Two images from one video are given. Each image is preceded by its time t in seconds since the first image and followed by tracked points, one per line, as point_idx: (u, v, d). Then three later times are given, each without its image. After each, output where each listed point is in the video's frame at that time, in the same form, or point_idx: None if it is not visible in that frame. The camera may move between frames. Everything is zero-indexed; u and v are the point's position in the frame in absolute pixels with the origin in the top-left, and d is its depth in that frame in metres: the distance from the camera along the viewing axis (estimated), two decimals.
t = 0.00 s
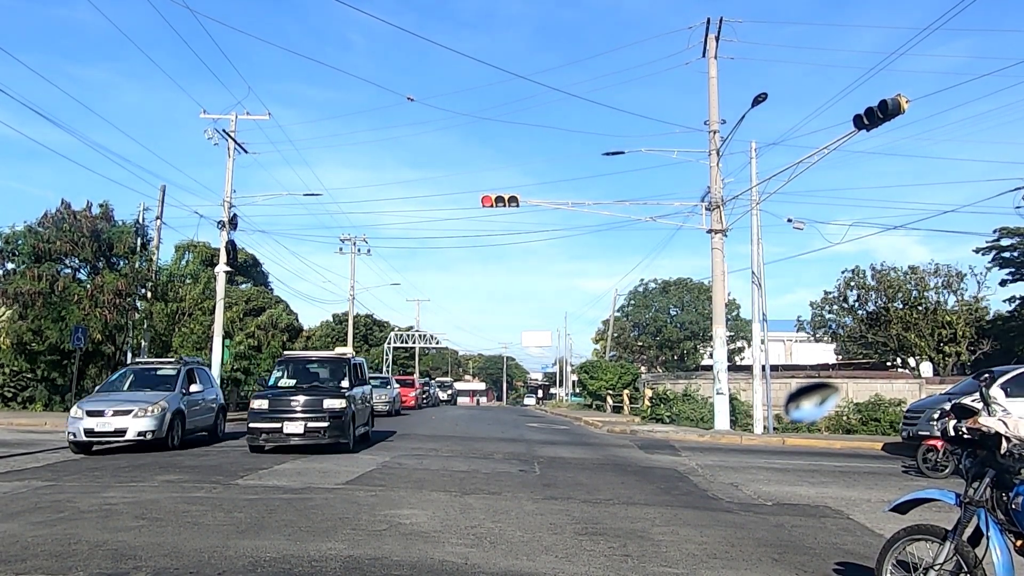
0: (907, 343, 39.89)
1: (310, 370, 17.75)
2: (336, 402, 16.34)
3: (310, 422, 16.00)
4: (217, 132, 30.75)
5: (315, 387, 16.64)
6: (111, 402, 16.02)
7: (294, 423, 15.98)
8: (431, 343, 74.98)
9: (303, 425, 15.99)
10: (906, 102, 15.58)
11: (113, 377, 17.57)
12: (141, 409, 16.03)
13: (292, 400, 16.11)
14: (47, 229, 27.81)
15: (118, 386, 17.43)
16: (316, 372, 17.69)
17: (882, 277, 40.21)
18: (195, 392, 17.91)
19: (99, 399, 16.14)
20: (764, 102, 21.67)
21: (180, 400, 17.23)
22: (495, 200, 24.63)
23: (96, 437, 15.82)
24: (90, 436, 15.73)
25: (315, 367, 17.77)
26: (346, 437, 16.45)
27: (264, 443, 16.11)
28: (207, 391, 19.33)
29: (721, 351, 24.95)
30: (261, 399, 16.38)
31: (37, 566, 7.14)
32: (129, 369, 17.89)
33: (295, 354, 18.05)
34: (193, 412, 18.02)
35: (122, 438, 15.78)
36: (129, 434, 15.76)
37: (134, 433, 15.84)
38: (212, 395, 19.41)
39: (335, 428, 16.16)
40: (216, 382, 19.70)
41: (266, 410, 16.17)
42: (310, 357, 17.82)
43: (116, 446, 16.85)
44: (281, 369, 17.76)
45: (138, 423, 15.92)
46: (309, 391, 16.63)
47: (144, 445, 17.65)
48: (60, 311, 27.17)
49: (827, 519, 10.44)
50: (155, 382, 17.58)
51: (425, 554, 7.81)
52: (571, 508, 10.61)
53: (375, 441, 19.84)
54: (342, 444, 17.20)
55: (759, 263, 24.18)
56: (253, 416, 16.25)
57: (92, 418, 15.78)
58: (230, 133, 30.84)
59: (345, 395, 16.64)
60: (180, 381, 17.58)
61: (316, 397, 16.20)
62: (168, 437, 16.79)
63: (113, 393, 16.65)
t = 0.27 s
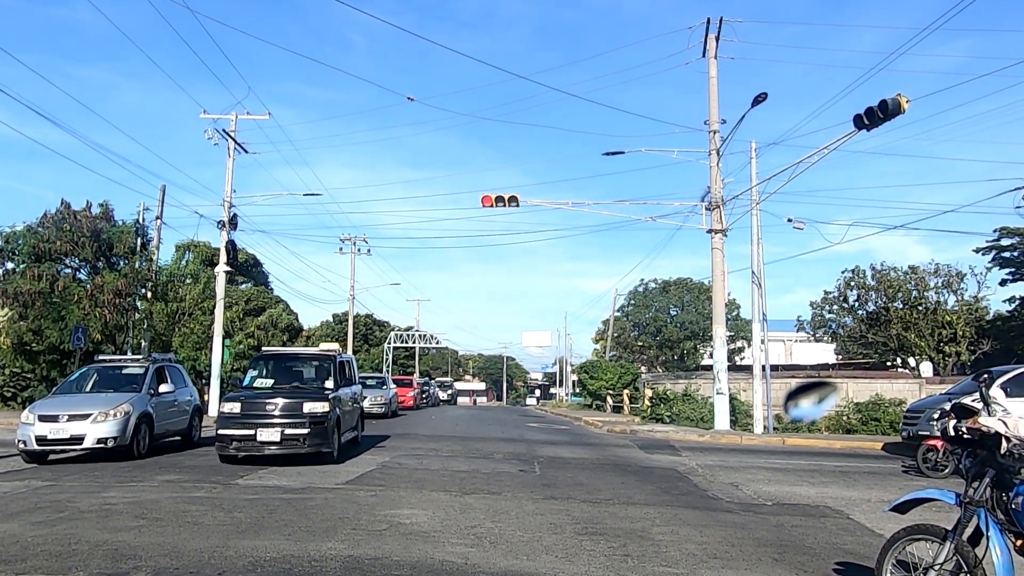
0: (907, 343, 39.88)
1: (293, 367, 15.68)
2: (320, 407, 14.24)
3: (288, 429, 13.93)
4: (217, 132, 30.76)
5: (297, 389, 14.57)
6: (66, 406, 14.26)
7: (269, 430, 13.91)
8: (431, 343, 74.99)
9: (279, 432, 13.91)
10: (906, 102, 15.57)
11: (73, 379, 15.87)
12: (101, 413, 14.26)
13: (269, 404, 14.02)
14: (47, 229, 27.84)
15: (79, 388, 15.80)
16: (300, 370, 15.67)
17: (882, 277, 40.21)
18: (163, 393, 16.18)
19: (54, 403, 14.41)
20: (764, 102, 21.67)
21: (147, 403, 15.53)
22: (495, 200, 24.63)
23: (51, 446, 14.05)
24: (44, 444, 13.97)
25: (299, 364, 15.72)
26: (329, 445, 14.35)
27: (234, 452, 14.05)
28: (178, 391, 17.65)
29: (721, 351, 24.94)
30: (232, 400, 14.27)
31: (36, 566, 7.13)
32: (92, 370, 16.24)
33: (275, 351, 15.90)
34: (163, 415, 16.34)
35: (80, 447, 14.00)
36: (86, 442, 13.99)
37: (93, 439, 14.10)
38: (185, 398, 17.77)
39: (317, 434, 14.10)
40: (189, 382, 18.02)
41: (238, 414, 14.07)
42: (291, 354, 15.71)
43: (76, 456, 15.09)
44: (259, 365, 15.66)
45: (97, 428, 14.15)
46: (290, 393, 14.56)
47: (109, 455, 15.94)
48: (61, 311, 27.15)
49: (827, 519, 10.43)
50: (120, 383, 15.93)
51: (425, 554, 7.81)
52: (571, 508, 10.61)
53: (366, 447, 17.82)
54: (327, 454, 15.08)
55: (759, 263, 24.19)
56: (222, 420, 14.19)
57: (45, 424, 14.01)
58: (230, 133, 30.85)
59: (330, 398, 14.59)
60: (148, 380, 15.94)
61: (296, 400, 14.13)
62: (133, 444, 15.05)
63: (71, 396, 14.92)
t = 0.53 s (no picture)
0: (907, 343, 39.88)
1: (268, 366, 13.80)
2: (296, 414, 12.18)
3: (257, 442, 11.83)
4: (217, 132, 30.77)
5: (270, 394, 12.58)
6: (11, 412, 12.95)
7: (234, 442, 11.80)
8: (431, 343, 74.97)
9: (247, 445, 11.82)
10: (906, 102, 15.58)
11: (24, 379, 14.55)
12: (49, 419, 12.94)
13: (236, 411, 11.95)
14: (47, 229, 27.82)
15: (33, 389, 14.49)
16: (276, 369, 13.78)
17: (882, 277, 40.21)
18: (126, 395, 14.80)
19: None
20: (764, 101, 21.67)
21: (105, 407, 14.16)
22: (495, 200, 24.62)
23: None
24: None
25: (275, 363, 13.85)
26: (305, 459, 12.30)
27: (193, 467, 11.88)
28: (144, 394, 16.23)
29: (721, 351, 24.94)
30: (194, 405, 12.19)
31: (37, 566, 7.13)
32: (49, 369, 14.93)
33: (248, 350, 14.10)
34: (126, 419, 14.99)
35: (24, 457, 12.70)
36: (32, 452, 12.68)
37: (40, 448, 12.77)
38: (152, 399, 16.40)
39: (291, 447, 12.03)
40: (157, 383, 16.59)
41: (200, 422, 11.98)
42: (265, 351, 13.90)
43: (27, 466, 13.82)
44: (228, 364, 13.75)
45: (44, 437, 12.82)
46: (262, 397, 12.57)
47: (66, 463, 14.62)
48: (60, 311, 27.09)
49: (827, 519, 10.43)
50: (76, 385, 14.57)
51: (425, 554, 7.81)
52: (571, 508, 10.61)
53: (354, 457, 15.80)
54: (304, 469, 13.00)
55: (759, 263, 24.19)
56: (179, 429, 12.04)
57: None
58: (230, 133, 30.86)
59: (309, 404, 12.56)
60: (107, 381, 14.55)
61: (268, 406, 12.06)
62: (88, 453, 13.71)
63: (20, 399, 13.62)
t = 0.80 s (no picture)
0: (907, 343, 39.89)
1: (234, 368, 11.77)
2: (260, 424, 9.94)
3: (211, 459, 9.55)
4: (217, 132, 30.81)
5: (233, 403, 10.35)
6: None
7: (184, 461, 9.55)
8: (431, 343, 74.96)
9: (199, 464, 9.56)
10: (906, 102, 15.57)
11: None
12: None
13: (188, 421, 9.71)
14: (47, 229, 27.83)
15: None
16: (244, 371, 11.76)
17: (882, 277, 40.22)
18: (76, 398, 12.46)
19: None
20: (765, 102, 21.67)
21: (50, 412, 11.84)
22: (495, 200, 24.61)
23: None
24: None
25: (242, 365, 11.81)
26: (272, 481, 10.01)
27: (135, 490, 9.64)
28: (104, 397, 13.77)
29: (721, 351, 24.95)
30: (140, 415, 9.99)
31: (37, 566, 7.13)
32: None
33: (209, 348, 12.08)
34: (78, 425, 12.70)
35: None
36: None
37: None
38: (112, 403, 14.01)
39: (253, 467, 9.74)
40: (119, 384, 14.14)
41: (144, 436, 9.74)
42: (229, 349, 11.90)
43: None
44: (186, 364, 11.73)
45: None
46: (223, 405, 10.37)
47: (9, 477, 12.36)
48: (60, 311, 27.07)
49: (827, 519, 10.44)
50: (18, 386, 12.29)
51: (425, 554, 7.82)
52: (571, 508, 10.62)
53: (340, 472, 13.66)
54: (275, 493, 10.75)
55: (759, 263, 24.19)
56: (116, 445, 9.76)
57: None
58: (230, 133, 30.89)
59: (277, 412, 10.33)
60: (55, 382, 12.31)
61: (227, 416, 9.83)
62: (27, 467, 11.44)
63: None
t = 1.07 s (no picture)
0: (907, 343, 39.89)
1: (181, 365, 9.58)
2: (204, 433, 8.10)
3: (134, 479, 7.64)
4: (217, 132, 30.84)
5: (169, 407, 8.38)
6: None
7: (99, 482, 7.63)
8: (431, 343, 74.97)
9: (119, 486, 7.63)
10: (906, 102, 15.57)
11: None
12: None
13: (109, 431, 7.83)
14: (47, 229, 27.84)
15: None
16: (193, 369, 9.60)
17: (882, 277, 40.23)
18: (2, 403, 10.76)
19: None
20: (764, 101, 21.69)
21: None
22: (495, 200, 24.62)
23: None
24: None
25: (190, 361, 9.62)
26: (216, 506, 8.07)
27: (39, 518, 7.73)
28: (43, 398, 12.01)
29: (721, 351, 24.95)
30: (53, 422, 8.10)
31: (37, 567, 7.12)
32: None
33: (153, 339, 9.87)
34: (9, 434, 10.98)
35: None
36: None
37: None
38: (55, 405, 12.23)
39: (191, 489, 7.82)
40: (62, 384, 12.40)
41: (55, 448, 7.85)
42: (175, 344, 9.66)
43: None
44: (123, 362, 9.54)
45: None
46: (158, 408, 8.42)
47: None
48: (60, 310, 27.03)
49: (828, 519, 10.43)
50: None
51: (425, 554, 7.81)
52: (571, 508, 10.61)
53: (319, 490, 11.67)
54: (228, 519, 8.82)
55: (759, 262, 24.19)
56: (18, 459, 7.86)
57: None
58: (230, 133, 30.90)
59: (226, 419, 8.48)
60: None
61: (161, 424, 7.95)
62: None
63: None
